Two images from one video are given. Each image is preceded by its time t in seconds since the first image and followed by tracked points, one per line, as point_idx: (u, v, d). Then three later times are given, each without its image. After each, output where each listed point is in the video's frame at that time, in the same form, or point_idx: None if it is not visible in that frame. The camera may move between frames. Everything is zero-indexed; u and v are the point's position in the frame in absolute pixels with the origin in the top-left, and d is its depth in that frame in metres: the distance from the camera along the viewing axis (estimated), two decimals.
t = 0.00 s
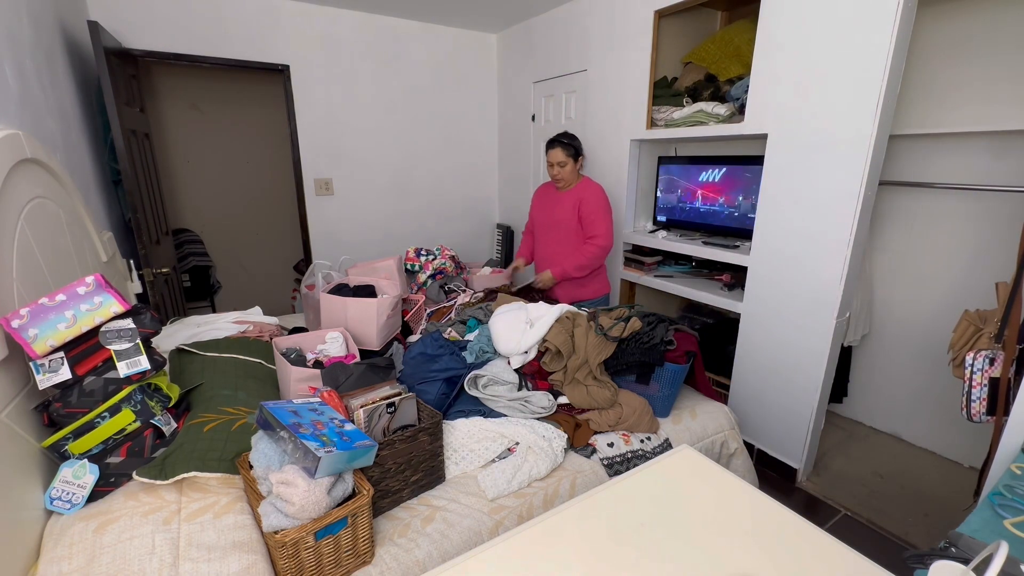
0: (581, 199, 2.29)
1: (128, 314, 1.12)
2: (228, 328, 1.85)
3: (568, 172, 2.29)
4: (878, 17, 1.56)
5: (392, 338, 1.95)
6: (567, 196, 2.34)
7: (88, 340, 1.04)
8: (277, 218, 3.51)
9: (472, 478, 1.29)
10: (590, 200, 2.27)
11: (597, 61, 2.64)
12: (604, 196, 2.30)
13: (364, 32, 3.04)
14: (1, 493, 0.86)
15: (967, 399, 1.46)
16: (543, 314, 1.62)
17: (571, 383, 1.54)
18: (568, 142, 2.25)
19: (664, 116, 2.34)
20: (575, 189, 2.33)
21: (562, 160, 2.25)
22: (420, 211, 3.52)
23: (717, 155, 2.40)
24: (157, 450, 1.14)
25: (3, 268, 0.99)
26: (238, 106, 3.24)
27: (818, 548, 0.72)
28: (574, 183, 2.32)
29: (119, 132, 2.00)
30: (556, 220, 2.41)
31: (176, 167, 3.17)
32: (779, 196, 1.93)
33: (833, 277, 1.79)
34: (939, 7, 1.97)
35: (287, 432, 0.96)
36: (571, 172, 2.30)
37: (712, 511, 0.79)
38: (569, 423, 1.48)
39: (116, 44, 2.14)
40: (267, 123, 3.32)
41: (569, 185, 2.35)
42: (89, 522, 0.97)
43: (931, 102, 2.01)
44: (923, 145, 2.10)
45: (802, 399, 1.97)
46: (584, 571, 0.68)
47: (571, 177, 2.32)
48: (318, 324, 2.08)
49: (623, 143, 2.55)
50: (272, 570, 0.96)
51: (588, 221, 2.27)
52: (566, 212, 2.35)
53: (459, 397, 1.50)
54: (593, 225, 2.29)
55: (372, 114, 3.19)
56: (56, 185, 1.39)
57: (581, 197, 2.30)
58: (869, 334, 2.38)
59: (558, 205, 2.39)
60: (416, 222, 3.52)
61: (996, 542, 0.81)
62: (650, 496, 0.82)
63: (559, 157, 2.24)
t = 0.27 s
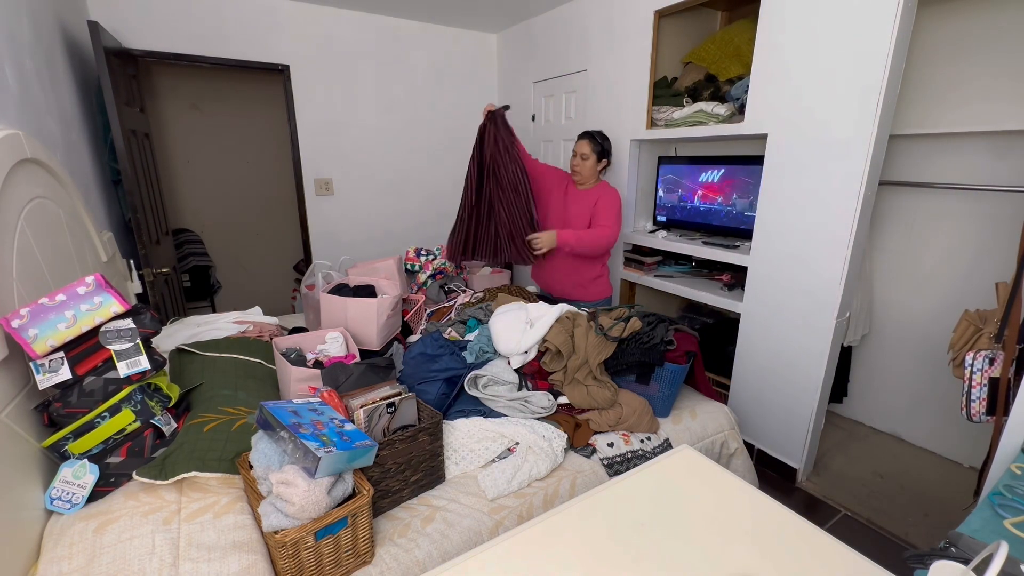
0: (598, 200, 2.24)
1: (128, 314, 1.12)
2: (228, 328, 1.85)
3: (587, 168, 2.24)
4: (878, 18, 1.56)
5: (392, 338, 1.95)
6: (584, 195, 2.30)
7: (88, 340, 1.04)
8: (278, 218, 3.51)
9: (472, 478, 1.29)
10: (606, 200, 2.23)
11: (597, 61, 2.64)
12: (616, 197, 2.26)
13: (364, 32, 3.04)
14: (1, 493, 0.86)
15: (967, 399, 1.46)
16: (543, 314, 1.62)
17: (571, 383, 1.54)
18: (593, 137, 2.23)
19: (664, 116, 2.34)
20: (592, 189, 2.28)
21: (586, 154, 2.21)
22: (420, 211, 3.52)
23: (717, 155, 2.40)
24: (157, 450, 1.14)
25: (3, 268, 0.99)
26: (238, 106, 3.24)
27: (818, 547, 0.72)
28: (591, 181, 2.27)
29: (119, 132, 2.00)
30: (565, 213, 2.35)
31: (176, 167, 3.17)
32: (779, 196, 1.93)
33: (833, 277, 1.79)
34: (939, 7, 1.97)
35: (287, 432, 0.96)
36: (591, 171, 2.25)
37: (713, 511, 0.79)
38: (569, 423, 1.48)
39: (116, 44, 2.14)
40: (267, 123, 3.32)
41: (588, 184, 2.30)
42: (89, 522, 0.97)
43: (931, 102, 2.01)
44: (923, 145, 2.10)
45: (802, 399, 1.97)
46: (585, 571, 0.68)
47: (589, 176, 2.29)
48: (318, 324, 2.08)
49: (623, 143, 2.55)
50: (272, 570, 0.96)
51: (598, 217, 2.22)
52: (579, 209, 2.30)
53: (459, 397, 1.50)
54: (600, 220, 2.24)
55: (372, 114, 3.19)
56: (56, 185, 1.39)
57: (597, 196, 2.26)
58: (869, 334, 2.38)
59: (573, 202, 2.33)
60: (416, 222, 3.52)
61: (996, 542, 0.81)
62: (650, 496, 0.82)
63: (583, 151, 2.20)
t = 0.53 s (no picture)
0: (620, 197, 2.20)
1: (128, 314, 1.12)
2: (228, 328, 1.85)
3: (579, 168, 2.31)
4: (878, 18, 1.56)
5: (392, 339, 1.96)
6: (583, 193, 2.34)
7: (88, 340, 1.04)
8: (277, 218, 3.51)
9: (472, 478, 1.29)
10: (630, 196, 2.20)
11: (597, 61, 2.64)
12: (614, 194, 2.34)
13: (364, 32, 3.04)
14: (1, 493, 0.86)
15: (967, 399, 1.46)
16: (543, 314, 1.62)
17: (570, 382, 1.54)
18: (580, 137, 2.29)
19: (664, 116, 2.34)
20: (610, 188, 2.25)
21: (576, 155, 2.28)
22: (420, 212, 3.52)
23: (717, 155, 2.40)
24: (157, 450, 1.14)
25: (3, 267, 0.99)
26: (238, 106, 3.24)
27: (817, 547, 0.72)
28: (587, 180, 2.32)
29: (119, 132, 2.00)
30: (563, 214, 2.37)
31: (176, 167, 3.17)
32: (779, 196, 1.93)
33: (834, 278, 1.79)
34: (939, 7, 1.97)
35: (287, 432, 0.96)
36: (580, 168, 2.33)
37: (713, 511, 0.79)
38: (569, 423, 1.48)
39: (116, 44, 2.14)
40: (267, 123, 3.32)
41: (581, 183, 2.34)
42: (89, 522, 0.97)
43: (930, 102, 2.02)
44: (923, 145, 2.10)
45: (802, 399, 1.97)
46: (585, 571, 0.68)
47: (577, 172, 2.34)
48: (318, 324, 2.08)
49: (622, 143, 2.55)
50: (272, 570, 0.96)
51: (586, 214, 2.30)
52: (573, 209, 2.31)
53: (459, 397, 1.50)
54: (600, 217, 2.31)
55: (372, 114, 3.19)
56: (56, 185, 1.39)
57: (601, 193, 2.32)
58: (869, 334, 2.38)
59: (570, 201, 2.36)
60: (416, 222, 3.52)
61: (995, 542, 0.81)
62: (649, 496, 0.82)
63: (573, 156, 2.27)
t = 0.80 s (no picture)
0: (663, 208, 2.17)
1: (128, 314, 1.12)
2: (228, 328, 1.85)
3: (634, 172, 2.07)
4: (878, 18, 1.56)
5: (392, 338, 1.96)
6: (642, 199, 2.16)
7: (88, 340, 1.04)
8: (278, 218, 3.51)
9: (472, 478, 1.29)
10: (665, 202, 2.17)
11: (597, 61, 2.64)
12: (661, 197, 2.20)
13: (364, 32, 3.04)
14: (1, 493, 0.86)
15: (967, 399, 1.46)
16: (543, 314, 1.62)
17: (570, 383, 1.54)
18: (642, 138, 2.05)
19: (664, 116, 2.34)
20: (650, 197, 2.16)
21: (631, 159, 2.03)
22: (420, 212, 3.52)
23: (717, 155, 2.40)
24: (157, 450, 1.14)
25: (3, 267, 0.99)
26: (238, 106, 3.23)
27: (818, 547, 0.72)
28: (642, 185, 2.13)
29: (119, 132, 2.00)
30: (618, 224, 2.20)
31: (177, 167, 3.17)
32: (779, 196, 1.93)
33: (834, 278, 1.79)
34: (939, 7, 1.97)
35: (287, 432, 0.96)
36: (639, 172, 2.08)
37: (712, 511, 0.79)
38: (569, 423, 1.48)
39: (116, 44, 2.14)
40: (267, 123, 3.32)
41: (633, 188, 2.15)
42: (89, 522, 0.97)
43: (930, 102, 2.01)
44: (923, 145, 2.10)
45: (803, 399, 1.97)
46: (585, 571, 0.68)
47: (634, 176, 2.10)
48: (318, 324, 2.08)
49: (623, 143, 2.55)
50: (273, 570, 0.96)
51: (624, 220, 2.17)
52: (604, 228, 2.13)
53: (459, 397, 1.50)
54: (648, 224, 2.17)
55: (372, 114, 3.19)
56: (56, 185, 1.39)
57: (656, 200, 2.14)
58: (869, 334, 2.38)
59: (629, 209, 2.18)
60: (416, 222, 3.52)
61: (995, 541, 0.81)
62: (650, 496, 0.82)
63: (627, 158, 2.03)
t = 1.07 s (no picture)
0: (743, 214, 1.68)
1: (128, 314, 1.12)
2: (228, 328, 1.85)
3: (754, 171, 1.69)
4: (879, 17, 1.56)
5: (392, 338, 1.96)
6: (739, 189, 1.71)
7: (88, 340, 1.04)
8: (278, 218, 3.51)
9: (472, 478, 1.29)
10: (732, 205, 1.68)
11: (597, 61, 2.64)
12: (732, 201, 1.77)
13: (364, 32, 3.04)
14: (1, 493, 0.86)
15: (967, 399, 1.46)
16: (544, 314, 1.62)
17: (571, 383, 1.54)
18: (788, 134, 1.71)
19: (664, 116, 2.34)
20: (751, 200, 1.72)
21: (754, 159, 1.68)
22: (420, 212, 3.52)
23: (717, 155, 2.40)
24: (157, 450, 1.14)
25: (3, 267, 0.99)
26: (238, 106, 3.23)
27: (818, 548, 0.72)
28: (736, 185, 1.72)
29: (119, 132, 2.00)
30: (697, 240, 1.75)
31: (177, 167, 3.17)
32: (779, 196, 1.93)
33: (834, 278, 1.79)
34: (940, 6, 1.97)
35: (287, 432, 0.96)
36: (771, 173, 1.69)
37: (713, 511, 0.79)
38: (569, 423, 1.48)
39: (116, 44, 2.14)
40: (267, 123, 3.32)
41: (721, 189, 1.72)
42: (89, 522, 0.97)
43: (931, 102, 2.01)
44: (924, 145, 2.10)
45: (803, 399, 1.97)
46: (584, 571, 0.68)
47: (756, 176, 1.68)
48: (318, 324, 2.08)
49: (623, 143, 2.55)
50: (272, 570, 0.96)
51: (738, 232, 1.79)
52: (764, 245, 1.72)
53: (459, 397, 1.50)
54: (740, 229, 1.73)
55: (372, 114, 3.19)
56: (56, 185, 1.39)
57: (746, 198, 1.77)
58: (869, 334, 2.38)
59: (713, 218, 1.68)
60: (416, 222, 3.52)
61: (995, 541, 0.81)
62: (650, 496, 0.82)
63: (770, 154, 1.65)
